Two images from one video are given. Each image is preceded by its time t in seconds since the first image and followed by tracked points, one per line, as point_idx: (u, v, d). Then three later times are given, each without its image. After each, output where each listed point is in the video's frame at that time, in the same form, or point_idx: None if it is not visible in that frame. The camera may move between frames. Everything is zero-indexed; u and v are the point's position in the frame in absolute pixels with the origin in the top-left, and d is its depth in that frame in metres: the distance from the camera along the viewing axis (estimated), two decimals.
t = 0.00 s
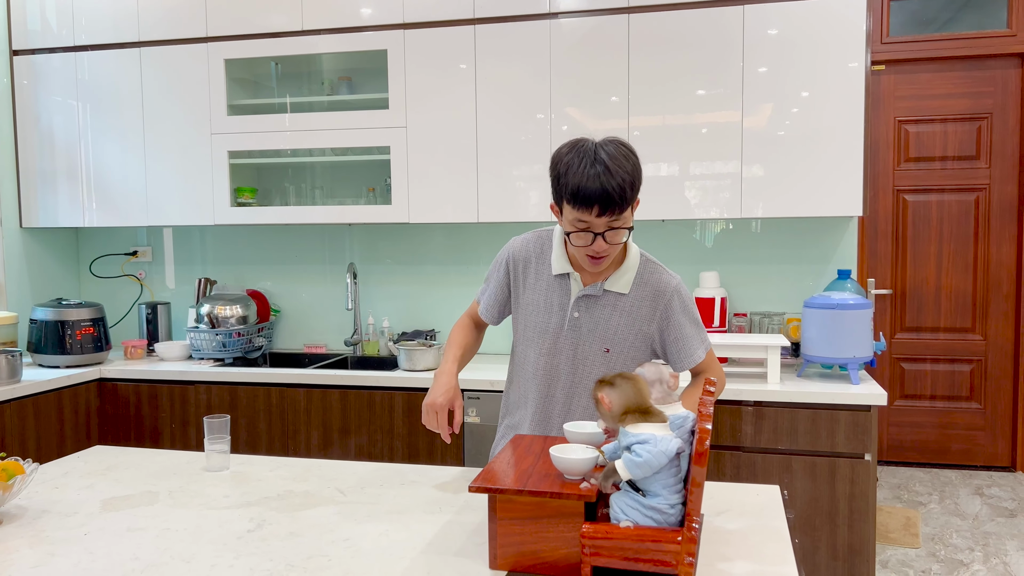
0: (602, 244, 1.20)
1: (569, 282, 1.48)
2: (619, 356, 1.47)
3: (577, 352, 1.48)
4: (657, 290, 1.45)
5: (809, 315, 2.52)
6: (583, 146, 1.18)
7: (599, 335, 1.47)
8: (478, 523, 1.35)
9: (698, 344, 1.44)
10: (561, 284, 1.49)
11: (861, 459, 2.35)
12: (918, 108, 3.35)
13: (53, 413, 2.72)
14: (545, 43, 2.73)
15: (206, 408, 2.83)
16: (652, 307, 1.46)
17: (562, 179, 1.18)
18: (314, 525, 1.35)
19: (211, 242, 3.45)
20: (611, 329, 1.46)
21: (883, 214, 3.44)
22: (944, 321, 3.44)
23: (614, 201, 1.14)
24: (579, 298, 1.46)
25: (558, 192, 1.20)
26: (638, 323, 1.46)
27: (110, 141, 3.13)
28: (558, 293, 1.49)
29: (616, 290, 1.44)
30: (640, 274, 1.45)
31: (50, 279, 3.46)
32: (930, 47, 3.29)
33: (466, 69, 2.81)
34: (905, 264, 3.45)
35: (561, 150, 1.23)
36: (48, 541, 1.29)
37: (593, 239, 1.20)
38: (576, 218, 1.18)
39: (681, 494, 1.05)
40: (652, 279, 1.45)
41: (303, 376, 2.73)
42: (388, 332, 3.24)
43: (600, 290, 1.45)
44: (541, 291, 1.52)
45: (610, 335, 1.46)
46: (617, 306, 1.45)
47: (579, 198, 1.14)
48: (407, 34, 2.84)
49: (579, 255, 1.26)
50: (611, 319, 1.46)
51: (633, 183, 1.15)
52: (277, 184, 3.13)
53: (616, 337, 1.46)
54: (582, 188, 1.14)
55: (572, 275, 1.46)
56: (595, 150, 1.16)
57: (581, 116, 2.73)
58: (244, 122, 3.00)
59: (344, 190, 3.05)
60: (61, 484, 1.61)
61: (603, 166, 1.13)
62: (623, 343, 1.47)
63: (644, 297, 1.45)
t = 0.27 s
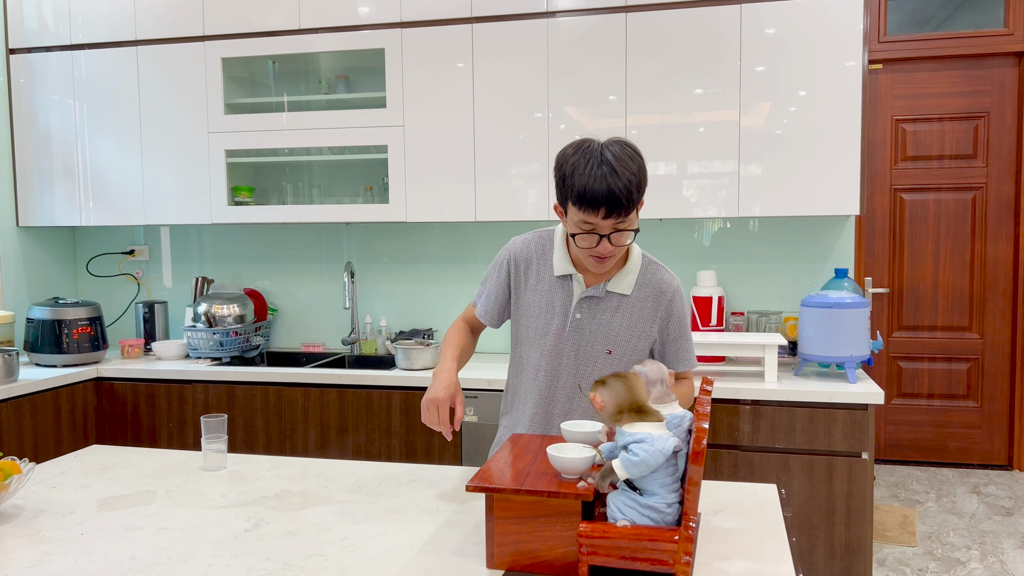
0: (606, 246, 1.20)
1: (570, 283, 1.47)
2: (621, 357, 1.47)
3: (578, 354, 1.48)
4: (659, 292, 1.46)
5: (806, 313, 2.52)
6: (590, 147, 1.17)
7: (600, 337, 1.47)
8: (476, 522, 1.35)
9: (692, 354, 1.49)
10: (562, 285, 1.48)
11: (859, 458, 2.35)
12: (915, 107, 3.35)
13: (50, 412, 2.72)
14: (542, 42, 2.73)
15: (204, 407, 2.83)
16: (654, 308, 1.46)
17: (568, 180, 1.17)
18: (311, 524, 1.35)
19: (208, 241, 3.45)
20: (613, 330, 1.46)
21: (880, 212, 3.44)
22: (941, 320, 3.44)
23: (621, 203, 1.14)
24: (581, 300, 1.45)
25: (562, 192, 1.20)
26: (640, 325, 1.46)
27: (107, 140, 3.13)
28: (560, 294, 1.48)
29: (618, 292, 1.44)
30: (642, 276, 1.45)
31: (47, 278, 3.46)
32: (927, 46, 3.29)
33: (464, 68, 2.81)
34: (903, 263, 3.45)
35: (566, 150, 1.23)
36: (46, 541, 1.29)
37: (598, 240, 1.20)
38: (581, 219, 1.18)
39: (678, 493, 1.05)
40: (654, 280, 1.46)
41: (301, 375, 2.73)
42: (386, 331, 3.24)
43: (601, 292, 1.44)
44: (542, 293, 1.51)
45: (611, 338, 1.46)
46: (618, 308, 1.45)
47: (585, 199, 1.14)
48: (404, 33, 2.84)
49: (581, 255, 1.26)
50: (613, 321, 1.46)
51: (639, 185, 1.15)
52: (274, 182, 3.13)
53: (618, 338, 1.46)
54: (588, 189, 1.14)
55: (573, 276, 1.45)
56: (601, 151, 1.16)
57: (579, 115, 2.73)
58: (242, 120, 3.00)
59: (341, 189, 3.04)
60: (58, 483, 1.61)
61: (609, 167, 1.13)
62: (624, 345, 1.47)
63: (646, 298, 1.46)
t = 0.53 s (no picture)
0: (599, 242, 1.20)
1: (568, 283, 1.46)
2: (619, 357, 1.47)
3: (577, 354, 1.48)
4: (656, 290, 1.47)
5: (805, 313, 2.53)
6: (584, 143, 1.18)
7: (598, 336, 1.47)
8: (474, 521, 1.35)
9: (686, 351, 1.50)
10: (560, 284, 1.47)
11: (857, 457, 2.36)
12: (914, 107, 3.35)
13: (47, 411, 2.72)
14: (541, 42, 2.73)
15: (202, 406, 2.83)
16: (651, 307, 1.47)
17: (562, 175, 1.17)
18: (310, 523, 1.35)
19: (206, 240, 3.45)
20: (611, 330, 1.46)
21: (879, 212, 3.44)
22: (939, 319, 3.45)
23: (614, 198, 1.14)
24: (580, 300, 1.45)
25: (556, 188, 1.20)
26: (637, 324, 1.47)
27: (105, 139, 3.13)
28: (558, 294, 1.48)
29: (616, 291, 1.44)
30: (638, 275, 1.46)
31: (45, 277, 3.45)
32: (925, 46, 3.29)
33: (462, 67, 2.81)
34: (901, 263, 3.45)
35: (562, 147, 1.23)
36: (43, 540, 1.29)
37: (592, 236, 1.19)
38: (574, 215, 1.18)
39: (676, 492, 1.05)
40: (651, 278, 1.47)
41: (299, 374, 2.73)
42: (384, 330, 3.24)
43: (599, 292, 1.44)
44: (541, 293, 1.50)
45: (610, 337, 1.46)
46: (616, 307, 1.46)
47: (579, 194, 1.15)
48: (403, 32, 2.84)
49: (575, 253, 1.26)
50: (611, 320, 1.46)
51: (634, 181, 1.15)
52: (272, 181, 3.13)
53: (616, 337, 1.46)
54: (582, 185, 1.14)
55: (571, 275, 1.45)
56: (595, 148, 1.16)
57: (577, 114, 2.73)
58: (240, 119, 3.00)
59: (340, 187, 3.05)
60: (56, 482, 1.61)
61: (603, 163, 1.13)
62: (623, 345, 1.47)
63: (643, 297, 1.46)
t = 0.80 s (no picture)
0: (592, 242, 1.19)
1: (566, 286, 1.46)
2: (618, 358, 1.47)
3: (577, 355, 1.47)
4: (654, 291, 1.47)
5: (804, 313, 2.53)
6: (577, 143, 1.18)
7: (597, 337, 1.46)
8: (473, 521, 1.34)
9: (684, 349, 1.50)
10: (557, 286, 1.47)
11: (855, 457, 2.36)
12: (913, 108, 3.35)
13: (46, 410, 2.71)
14: (540, 42, 2.73)
15: (201, 406, 2.82)
16: (649, 307, 1.48)
17: (555, 174, 1.18)
18: (308, 523, 1.35)
19: (205, 239, 3.45)
20: (609, 330, 1.46)
21: (878, 213, 3.45)
22: (937, 320, 3.45)
23: (606, 195, 1.14)
24: (578, 301, 1.45)
25: (550, 187, 1.20)
26: (635, 324, 1.47)
27: (104, 138, 3.12)
28: (556, 296, 1.47)
29: (614, 293, 1.44)
30: (635, 275, 1.46)
31: (43, 276, 3.45)
32: (925, 47, 3.29)
33: (461, 67, 2.81)
34: (900, 263, 3.45)
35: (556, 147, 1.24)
36: (42, 539, 1.29)
37: (584, 235, 1.19)
38: (567, 213, 1.18)
39: (675, 492, 1.05)
40: (648, 279, 1.47)
41: (298, 373, 2.73)
42: (383, 329, 3.24)
43: (597, 294, 1.44)
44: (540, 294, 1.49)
45: (608, 338, 1.46)
46: (614, 308, 1.45)
47: (571, 192, 1.15)
48: (402, 32, 2.84)
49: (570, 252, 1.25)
50: (610, 321, 1.45)
51: (627, 179, 1.15)
52: (271, 180, 3.14)
53: (614, 338, 1.46)
54: (574, 182, 1.14)
55: (569, 277, 1.44)
56: (589, 147, 1.16)
57: (577, 114, 2.73)
58: (239, 118, 2.99)
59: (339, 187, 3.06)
60: (55, 481, 1.60)
61: (596, 161, 1.13)
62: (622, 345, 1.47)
63: (640, 298, 1.47)
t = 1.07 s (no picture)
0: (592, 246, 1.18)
1: (566, 290, 1.45)
2: (617, 361, 1.48)
3: (577, 358, 1.47)
4: (653, 294, 1.48)
5: (803, 314, 2.53)
6: (577, 147, 1.19)
7: (597, 341, 1.46)
8: (473, 521, 1.34)
9: (681, 352, 1.52)
10: (558, 290, 1.46)
11: (854, 458, 2.36)
12: (912, 109, 3.36)
13: (44, 409, 2.71)
14: (540, 42, 2.73)
15: (199, 405, 2.82)
16: (648, 310, 1.48)
17: (554, 178, 1.18)
18: (308, 522, 1.35)
19: (204, 238, 3.44)
20: (609, 334, 1.46)
21: (877, 214, 3.45)
22: (936, 321, 3.46)
23: (606, 199, 1.14)
24: (578, 306, 1.44)
25: (549, 191, 1.20)
26: (635, 328, 1.47)
27: (103, 137, 3.12)
28: (556, 299, 1.46)
29: (614, 297, 1.44)
30: (635, 279, 1.46)
31: (42, 275, 3.44)
32: (924, 48, 3.30)
33: (461, 67, 2.81)
34: (899, 264, 3.46)
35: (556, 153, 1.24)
36: (40, 539, 1.29)
37: (585, 239, 1.18)
38: (566, 218, 1.17)
39: (674, 492, 1.05)
40: (647, 282, 1.48)
41: (297, 373, 2.72)
42: (382, 329, 3.24)
43: (597, 298, 1.44)
44: (540, 298, 1.48)
45: (608, 342, 1.46)
46: (614, 312, 1.45)
47: (570, 196, 1.14)
48: (402, 32, 2.84)
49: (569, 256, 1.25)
50: (610, 324, 1.46)
51: (627, 183, 1.15)
52: (270, 180, 3.13)
53: (614, 342, 1.46)
54: (573, 186, 1.14)
55: (569, 282, 1.44)
56: (589, 151, 1.17)
57: (576, 115, 2.73)
58: (239, 118, 2.99)
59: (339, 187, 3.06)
60: (53, 480, 1.60)
61: (595, 165, 1.14)
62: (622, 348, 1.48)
63: (640, 301, 1.47)
